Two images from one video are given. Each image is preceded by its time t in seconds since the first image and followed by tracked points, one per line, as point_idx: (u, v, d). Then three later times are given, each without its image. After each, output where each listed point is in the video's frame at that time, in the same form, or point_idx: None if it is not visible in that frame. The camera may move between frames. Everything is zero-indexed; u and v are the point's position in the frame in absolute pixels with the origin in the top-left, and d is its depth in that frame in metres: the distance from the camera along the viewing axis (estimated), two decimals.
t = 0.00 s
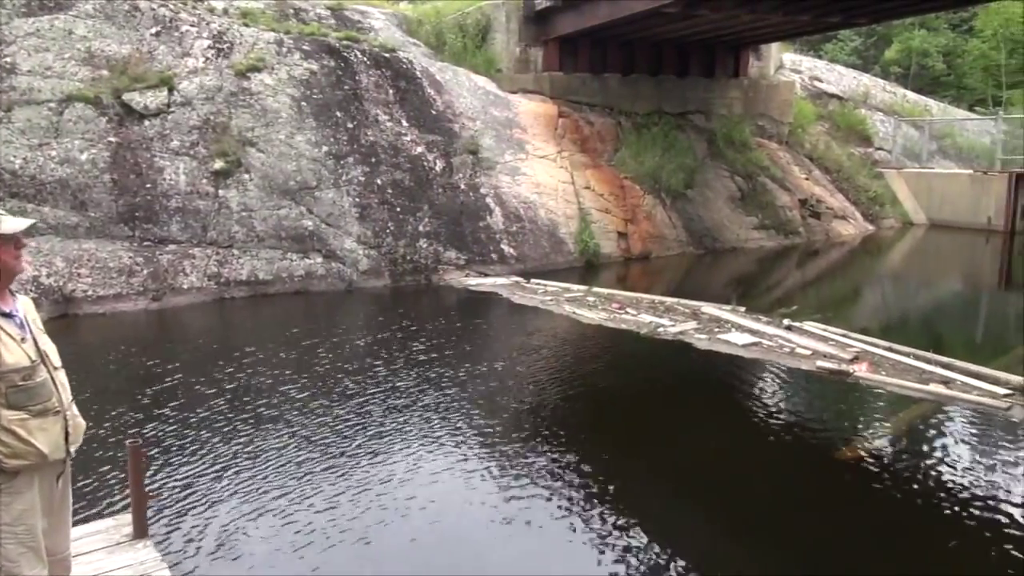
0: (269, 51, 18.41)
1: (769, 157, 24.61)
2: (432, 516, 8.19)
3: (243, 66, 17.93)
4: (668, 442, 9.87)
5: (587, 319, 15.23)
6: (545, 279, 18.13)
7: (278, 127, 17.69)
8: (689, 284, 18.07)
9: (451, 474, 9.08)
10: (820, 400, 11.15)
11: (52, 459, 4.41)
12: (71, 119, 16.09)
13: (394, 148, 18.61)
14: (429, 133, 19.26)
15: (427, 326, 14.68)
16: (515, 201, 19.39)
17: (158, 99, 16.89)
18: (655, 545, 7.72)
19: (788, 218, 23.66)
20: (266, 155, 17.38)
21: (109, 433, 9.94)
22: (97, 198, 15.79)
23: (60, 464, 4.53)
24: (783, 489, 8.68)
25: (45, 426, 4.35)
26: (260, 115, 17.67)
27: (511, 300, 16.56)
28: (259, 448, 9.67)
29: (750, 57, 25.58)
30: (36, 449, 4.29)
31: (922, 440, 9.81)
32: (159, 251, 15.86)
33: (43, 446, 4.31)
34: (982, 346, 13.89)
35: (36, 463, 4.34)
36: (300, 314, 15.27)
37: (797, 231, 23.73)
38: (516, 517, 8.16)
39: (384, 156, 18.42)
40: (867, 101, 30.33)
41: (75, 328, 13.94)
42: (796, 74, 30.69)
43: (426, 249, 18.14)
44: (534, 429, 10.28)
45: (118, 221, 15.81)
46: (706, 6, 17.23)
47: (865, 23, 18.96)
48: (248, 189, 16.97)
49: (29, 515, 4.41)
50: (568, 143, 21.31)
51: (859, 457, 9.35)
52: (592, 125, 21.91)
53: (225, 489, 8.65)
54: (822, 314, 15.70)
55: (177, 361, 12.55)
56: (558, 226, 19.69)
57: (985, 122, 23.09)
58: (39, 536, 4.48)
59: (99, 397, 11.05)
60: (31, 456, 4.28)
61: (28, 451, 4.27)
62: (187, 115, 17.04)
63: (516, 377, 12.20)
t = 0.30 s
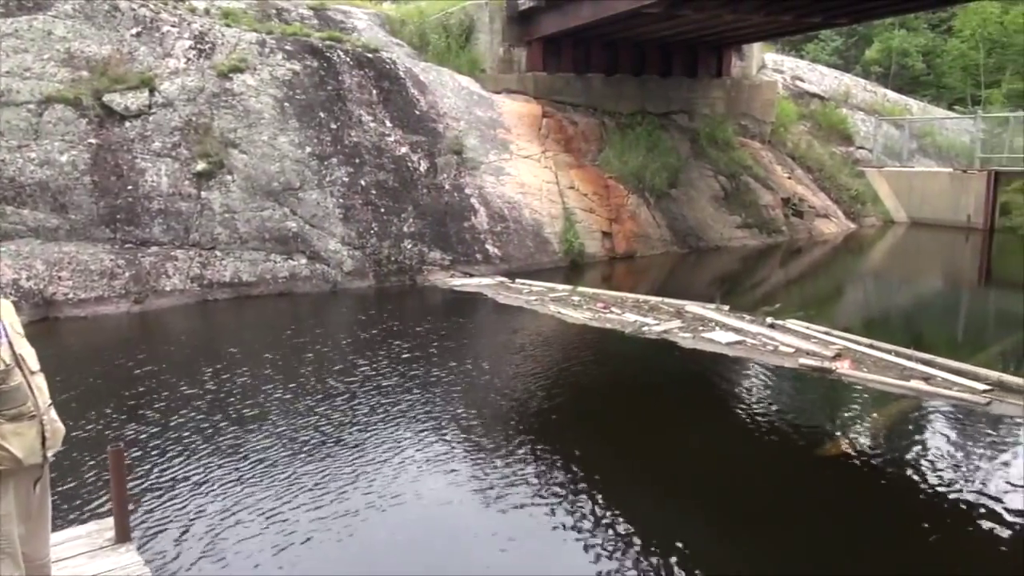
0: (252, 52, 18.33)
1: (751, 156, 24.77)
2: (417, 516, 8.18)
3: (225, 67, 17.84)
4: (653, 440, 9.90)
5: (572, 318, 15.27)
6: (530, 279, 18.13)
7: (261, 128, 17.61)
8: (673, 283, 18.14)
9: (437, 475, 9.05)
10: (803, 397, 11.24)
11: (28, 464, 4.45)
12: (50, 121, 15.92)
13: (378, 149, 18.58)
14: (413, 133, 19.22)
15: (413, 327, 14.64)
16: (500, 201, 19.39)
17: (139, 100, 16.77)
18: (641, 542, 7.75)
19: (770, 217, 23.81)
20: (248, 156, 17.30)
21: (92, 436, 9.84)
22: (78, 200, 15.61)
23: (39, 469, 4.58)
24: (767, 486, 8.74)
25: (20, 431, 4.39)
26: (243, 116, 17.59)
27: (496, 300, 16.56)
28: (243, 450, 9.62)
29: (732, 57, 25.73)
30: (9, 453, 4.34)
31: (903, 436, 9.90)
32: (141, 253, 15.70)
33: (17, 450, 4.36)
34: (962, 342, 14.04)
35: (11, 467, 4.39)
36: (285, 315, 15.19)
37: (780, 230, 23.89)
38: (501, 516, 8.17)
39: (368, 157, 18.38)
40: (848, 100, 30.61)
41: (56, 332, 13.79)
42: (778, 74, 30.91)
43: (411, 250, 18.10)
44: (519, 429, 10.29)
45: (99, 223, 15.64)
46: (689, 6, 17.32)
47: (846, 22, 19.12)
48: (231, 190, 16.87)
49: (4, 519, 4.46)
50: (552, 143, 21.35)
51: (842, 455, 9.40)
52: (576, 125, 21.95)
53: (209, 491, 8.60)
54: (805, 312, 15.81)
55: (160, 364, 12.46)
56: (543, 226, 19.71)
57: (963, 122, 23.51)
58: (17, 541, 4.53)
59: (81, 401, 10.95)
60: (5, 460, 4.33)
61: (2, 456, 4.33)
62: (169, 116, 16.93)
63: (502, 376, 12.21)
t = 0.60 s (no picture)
0: (235, 51, 18.24)
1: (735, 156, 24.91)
2: (403, 516, 8.16)
3: (208, 66, 17.73)
4: (638, 438, 9.94)
5: (558, 318, 15.29)
6: (515, 279, 18.12)
7: (245, 128, 17.51)
8: (658, 282, 18.19)
9: (422, 475, 9.04)
10: (787, 396, 11.31)
11: (4, 467, 4.71)
12: (30, 120, 15.70)
13: (363, 149, 18.52)
14: (397, 133, 19.17)
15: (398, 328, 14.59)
16: (485, 201, 19.38)
17: (120, 100, 16.62)
18: (627, 539, 7.77)
19: (754, 217, 23.95)
20: (232, 156, 17.19)
21: (73, 440, 9.72)
22: (59, 201, 15.39)
23: (15, 473, 4.82)
24: (752, 483, 8.79)
25: None
26: (226, 115, 17.48)
27: (481, 300, 16.55)
28: (226, 450, 9.58)
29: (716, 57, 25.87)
30: None
31: (885, 434, 9.98)
32: (122, 254, 15.52)
33: None
34: (944, 341, 14.18)
35: None
36: (269, 316, 15.10)
37: (764, 230, 24.04)
38: (487, 515, 8.17)
39: (353, 157, 18.33)
40: (830, 100, 30.86)
41: (37, 334, 13.63)
42: (761, 75, 31.12)
43: (396, 250, 18.04)
44: (505, 428, 10.30)
45: (80, 223, 15.43)
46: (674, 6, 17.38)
47: (829, 23, 19.27)
48: (215, 191, 16.75)
49: None
50: (537, 143, 21.37)
51: (826, 452, 9.47)
52: (560, 126, 21.98)
53: (193, 491, 8.56)
54: (789, 312, 15.90)
55: (142, 365, 12.36)
56: (528, 226, 19.71)
57: (944, 121, 24.15)
58: None
59: (62, 403, 10.82)
60: None
61: None
62: (151, 116, 16.79)
63: (488, 377, 12.19)
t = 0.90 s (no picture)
0: (218, 51, 18.13)
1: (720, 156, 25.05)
2: (390, 516, 8.15)
3: (191, 66, 17.62)
4: (626, 437, 9.98)
5: (544, 318, 15.30)
6: (501, 279, 18.12)
7: (229, 128, 17.41)
8: (644, 282, 18.25)
9: (409, 475, 9.03)
10: (773, 394, 11.37)
11: None
12: (10, 120, 15.48)
13: (348, 149, 18.46)
14: (382, 133, 19.14)
15: (384, 328, 14.55)
16: (471, 201, 19.37)
17: (102, 100, 16.46)
18: (612, 537, 7.80)
19: (738, 216, 24.10)
20: (215, 156, 17.08)
21: (55, 443, 9.63)
22: (40, 201, 15.20)
23: None
24: (739, 480, 8.84)
25: None
26: (209, 115, 17.37)
27: (467, 300, 16.54)
28: (212, 452, 9.53)
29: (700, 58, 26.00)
30: None
31: (869, 431, 10.06)
32: (105, 255, 15.35)
33: None
34: (927, 338, 14.32)
35: None
36: (254, 317, 15.02)
37: (748, 229, 24.19)
38: (475, 515, 8.16)
39: (338, 157, 18.26)
40: (814, 100, 31.08)
41: (18, 336, 13.48)
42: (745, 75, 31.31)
43: (382, 250, 18.00)
44: (492, 427, 10.30)
45: (62, 225, 15.24)
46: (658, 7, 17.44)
47: (811, 24, 19.40)
48: (198, 191, 16.63)
49: None
50: (522, 143, 21.39)
51: (810, 450, 9.54)
52: (546, 126, 22.01)
53: (177, 493, 8.52)
54: (774, 311, 15.99)
55: (123, 367, 12.26)
56: (514, 226, 19.72)
57: (925, 122, 23.78)
58: None
59: (42, 407, 10.69)
60: None
61: None
62: (134, 116, 16.65)
63: (475, 377, 12.18)
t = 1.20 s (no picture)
0: (201, 50, 18.03)
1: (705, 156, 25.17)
2: (376, 516, 8.14)
3: (174, 66, 17.49)
4: (612, 436, 10.00)
5: (530, 318, 15.30)
6: (488, 279, 18.10)
7: (212, 129, 17.30)
8: (629, 281, 18.29)
9: (394, 475, 9.02)
10: (759, 392, 11.44)
11: None
12: None
13: (332, 149, 18.39)
14: (367, 134, 19.08)
15: (370, 329, 14.50)
16: (456, 201, 19.34)
17: (83, 100, 16.30)
18: (599, 536, 7.81)
19: (723, 216, 24.22)
20: (199, 157, 16.97)
21: (37, 446, 9.53)
22: (20, 203, 15.03)
23: None
24: (726, 478, 8.89)
25: None
26: (193, 116, 17.25)
27: (453, 301, 16.49)
28: (196, 453, 9.47)
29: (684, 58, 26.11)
30: None
31: (853, 429, 10.14)
32: (87, 257, 15.18)
33: None
34: (910, 336, 14.45)
35: None
36: (238, 318, 14.90)
37: (733, 228, 24.31)
38: (461, 515, 8.16)
39: (323, 158, 18.19)
40: (797, 99, 31.28)
41: None
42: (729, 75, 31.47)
43: (367, 251, 17.92)
44: (478, 428, 10.29)
45: (43, 226, 15.07)
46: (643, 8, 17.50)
47: (794, 24, 19.52)
48: (182, 192, 16.51)
49: None
50: (508, 143, 21.41)
51: (794, 448, 9.61)
52: (531, 125, 22.04)
53: (161, 495, 8.46)
54: (759, 309, 16.07)
55: (104, 369, 12.15)
56: (500, 226, 19.72)
57: (908, 121, 24.05)
58: None
59: (23, 410, 10.58)
60: None
61: None
62: (115, 116, 16.50)
63: (462, 377, 12.16)
